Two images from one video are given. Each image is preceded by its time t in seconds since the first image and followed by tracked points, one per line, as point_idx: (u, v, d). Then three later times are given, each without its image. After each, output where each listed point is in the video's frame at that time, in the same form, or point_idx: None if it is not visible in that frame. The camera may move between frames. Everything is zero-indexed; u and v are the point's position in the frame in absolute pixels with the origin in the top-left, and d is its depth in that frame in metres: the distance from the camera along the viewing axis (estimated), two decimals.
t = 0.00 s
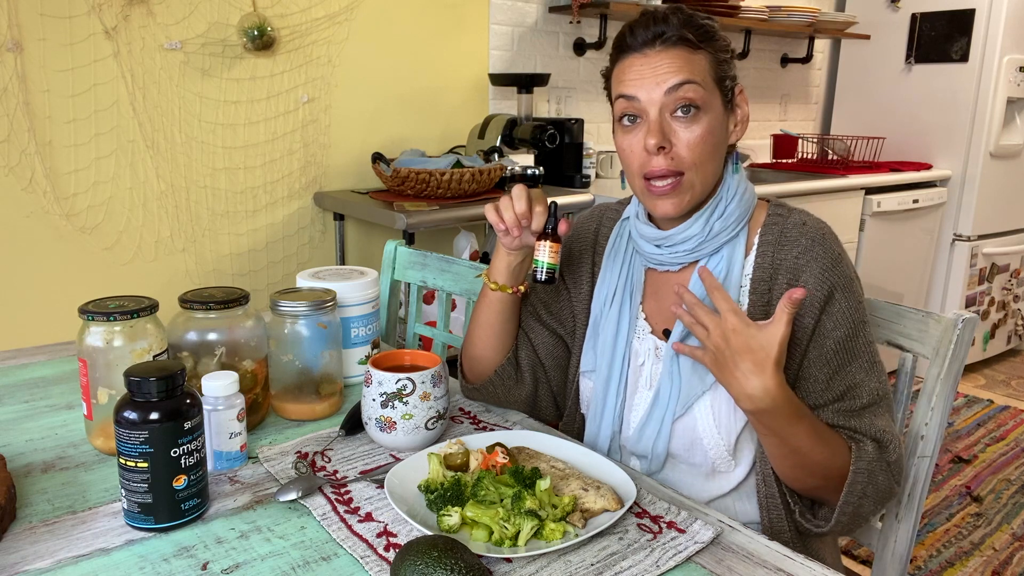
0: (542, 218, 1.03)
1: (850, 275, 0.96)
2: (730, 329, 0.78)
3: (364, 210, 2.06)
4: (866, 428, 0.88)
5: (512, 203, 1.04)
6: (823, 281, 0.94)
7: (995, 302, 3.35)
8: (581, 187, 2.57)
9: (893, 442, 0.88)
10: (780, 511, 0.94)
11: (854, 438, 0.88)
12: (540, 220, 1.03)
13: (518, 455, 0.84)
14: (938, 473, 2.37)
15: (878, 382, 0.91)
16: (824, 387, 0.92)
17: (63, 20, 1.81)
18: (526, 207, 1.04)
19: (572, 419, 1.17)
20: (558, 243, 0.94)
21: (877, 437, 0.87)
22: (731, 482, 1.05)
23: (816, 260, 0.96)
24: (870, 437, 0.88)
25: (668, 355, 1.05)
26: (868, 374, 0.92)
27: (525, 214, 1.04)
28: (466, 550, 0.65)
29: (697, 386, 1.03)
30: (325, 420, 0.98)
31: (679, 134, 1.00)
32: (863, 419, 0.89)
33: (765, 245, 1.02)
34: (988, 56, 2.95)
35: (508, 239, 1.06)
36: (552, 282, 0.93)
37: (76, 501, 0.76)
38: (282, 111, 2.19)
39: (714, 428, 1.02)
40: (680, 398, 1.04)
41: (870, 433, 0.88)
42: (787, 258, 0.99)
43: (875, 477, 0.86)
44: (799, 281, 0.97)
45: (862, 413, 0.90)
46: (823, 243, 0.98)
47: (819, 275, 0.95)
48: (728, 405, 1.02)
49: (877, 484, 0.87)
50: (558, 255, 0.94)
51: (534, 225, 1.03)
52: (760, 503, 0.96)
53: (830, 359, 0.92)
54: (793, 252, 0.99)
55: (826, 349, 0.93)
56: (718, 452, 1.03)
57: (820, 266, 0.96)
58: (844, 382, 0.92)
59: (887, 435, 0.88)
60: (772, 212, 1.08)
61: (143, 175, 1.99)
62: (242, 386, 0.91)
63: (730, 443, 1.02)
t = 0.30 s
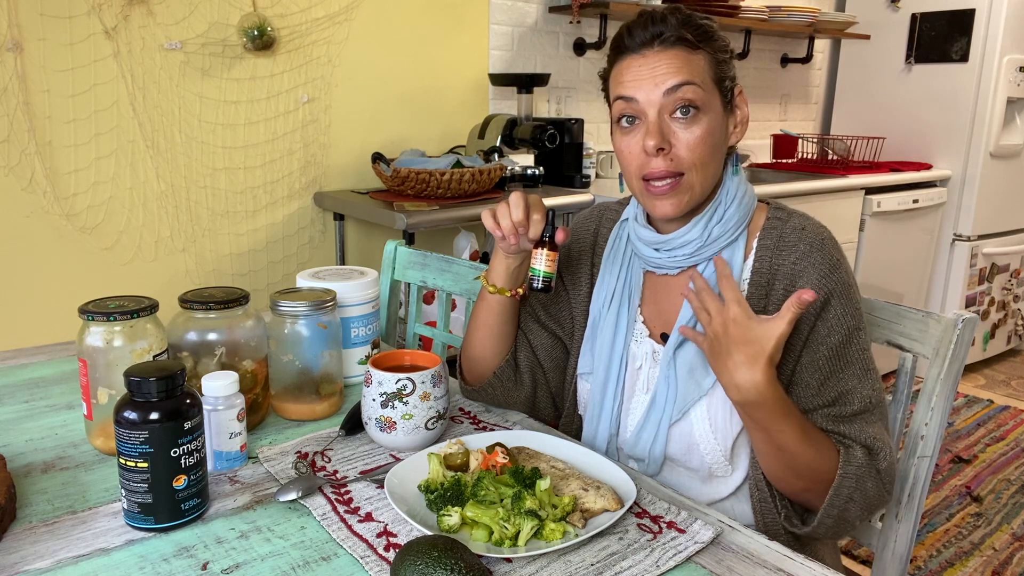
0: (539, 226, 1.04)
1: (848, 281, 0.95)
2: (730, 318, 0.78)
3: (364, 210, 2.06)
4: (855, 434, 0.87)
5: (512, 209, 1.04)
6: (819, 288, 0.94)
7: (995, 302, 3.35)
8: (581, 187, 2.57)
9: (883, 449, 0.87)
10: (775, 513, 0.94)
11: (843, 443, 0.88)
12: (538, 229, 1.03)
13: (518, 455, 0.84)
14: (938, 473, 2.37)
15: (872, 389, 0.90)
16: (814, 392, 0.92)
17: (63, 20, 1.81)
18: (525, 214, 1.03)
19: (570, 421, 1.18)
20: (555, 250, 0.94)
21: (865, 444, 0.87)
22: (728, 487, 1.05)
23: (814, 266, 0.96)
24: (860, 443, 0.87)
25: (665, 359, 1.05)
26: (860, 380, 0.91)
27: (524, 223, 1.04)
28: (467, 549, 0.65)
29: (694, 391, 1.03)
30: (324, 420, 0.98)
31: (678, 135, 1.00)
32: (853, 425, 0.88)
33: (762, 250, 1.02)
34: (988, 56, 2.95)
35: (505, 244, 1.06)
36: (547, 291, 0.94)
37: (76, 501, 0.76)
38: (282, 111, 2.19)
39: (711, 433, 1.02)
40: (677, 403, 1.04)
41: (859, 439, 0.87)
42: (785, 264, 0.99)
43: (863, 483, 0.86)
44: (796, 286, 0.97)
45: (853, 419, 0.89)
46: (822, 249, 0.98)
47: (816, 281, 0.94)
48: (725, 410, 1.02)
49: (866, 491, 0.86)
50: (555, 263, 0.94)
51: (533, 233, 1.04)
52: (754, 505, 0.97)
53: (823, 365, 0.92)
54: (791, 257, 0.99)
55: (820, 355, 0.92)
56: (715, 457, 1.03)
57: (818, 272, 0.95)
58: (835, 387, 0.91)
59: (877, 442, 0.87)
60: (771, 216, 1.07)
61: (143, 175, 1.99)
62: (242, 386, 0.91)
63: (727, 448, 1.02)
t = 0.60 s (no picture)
0: (538, 225, 1.04)
1: (842, 284, 0.95)
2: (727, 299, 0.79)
3: (364, 210, 2.06)
4: (838, 437, 0.87)
5: (511, 208, 1.04)
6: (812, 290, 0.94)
7: (995, 302, 3.35)
8: (581, 187, 2.57)
9: (866, 453, 0.86)
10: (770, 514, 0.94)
11: (827, 445, 0.87)
12: (537, 229, 1.04)
13: (518, 455, 0.84)
14: (938, 473, 2.37)
15: (858, 394, 0.89)
16: (800, 393, 0.92)
17: (63, 20, 1.81)
18: (525, 213, 1.04)
19: (570, 421, 1.18)
20: (554, 251, 0.94)
21: (846, 448, 0.86)
22: (727, 488, 1.05)
23: (810, 268, 0.96)
24: (843, 446, 0.86)
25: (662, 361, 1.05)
26: (846, 382, 0.90)
27: (523, 221, 1.04)
28: (467, 549, 0.65)
29: (690, 392, 1.03)
30: (324, 420, 0.98)
31: (674, 142, 1.00)
32: (835, 427, 0.88)
33: (760, 252, 1.02)
34: (988, 56, 2.95)
35: (505, 244, 1.06)
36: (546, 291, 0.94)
37: (76, 501, 0.76)
38: (282, 111, 2.19)
39: (708, 435, 1.02)
40: (674, 404, 1.04)
41: (842, 442, 0.86)
42: (782, 266, 0.99)
43: (845, 486, 0.85)
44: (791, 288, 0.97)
45: (837, 420, 0.89)
46: (818, 252, 0.98)
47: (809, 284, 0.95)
48: (721, 412, 1.02)
49: (849, 495, 0.85)
50: (554, 263, 0.94)
51: (531, 233, 1.04)
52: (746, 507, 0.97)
53: (810, 366, 0.92)
54: (788, 260, 0.99)
55: (807, 356, 0.92)
56: (711, 459, 1.03)
57: (812, 274, 0.96)
58: (820, 389, 0.91)
59: (860, 445, 0.86)
60: (769, 216, 1.07)
61: (143, 175, 1.99)
62: (242, 386, 0.91)
63: (723, 450, 1.02)
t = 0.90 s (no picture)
0: (537, 225, 1.04)
1: (841, 286, 0.95)
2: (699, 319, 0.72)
3: (364, 210, 2.06)
4: (830, 442, 0.86)
5: (509, 208, 1.04)
6: (810, 293, 0.94)
7: (995, 302, 3.35)
8: (581, 187, 2.56)
9: (858, 460, 0.85)
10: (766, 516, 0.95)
11: (819, 451, 0.87)
12: (536, 229, 1.04)
13: (518, 455, 0.84)
14: (938, 473, 2.37)
15: (852, 398, 0.89)
16: (795, 395, 0.92)
17: (63, 21, 1.81)
18: (524, 213, 1.04)
19: (570, 420, 1.18)
20: (553, 251, 0.94)
21: (838, 454, 0.86)
22: (727, 489, 1.05)
23: (808, 269, 0.96)
24: (835, 452, 0.86)
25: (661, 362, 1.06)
26: (842, 386, 0.90)
27: (521, 221, 1.04)
28: (466, 549, 0.65)
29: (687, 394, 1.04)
30: (324, 420, 0.98)
31: (668, 144, 1.00)
32: (828, 432, 0.87)
33: (758, 253, 1.02)
34: (988, 56, 2.95)
35: (502, 244, 1.06)
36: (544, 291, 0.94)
37: (76, 501, 0.76)
38: (282, 111, 2.19)
39: (704, 437, 1.03)
40: (672, 407, 1.04)
41: (834, 447, 0.86)
42: (779, 268, 0.99)
43: (836, 493, 0.84)
44: (788, 290, 0.97)
45: (831, 425, 0.88)
46: (816, 253, 0.97)
47: (808, 286, 0.95)
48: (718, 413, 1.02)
49: (841, 501, 0.85)
50: (552, 263, 0.94)
51: (529, 233, 1.04)
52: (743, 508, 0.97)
53: (806, 369, 0.92)
54: (786, 261, 0.99)
55: (803, 358, 0.92)
56: (708, 461, 1.03)
57: (809, 276, 0.95)
58: (815, 392, 0.91)
59: (852, 451, 0.86)
60: (769, 218, 1.07)
61: (143, 175, 1.99)
62: (242, 386, 0.91)
63: (720, 451, 1.02)
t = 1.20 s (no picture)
0: (538, 223, 1.04)
1: (843, 286, 0.96)
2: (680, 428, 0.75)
3: (364, 210, 2.06)
4: (862, 447, 0.87)
5: (509, 207, 1.04)
6: (817, 297, 0.94)
7: (995, 302, 3.35)
8: (581, 187, 2.56)
9: (890, 460, 0.87)
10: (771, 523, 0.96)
11: (849, 459, 0.87)
12: (536, 227, 1.04)
13: (518, 455, 0.84)
14: (938, 473, 2.37)
15: (874, 398, 0.90)
16: (819, 403, 0.91)
17: (63, 20, 1.81)
18: (525, 211, 1.04)
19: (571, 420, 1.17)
20: (553, 248, 0.94)
21: (873, 456, 0.86)
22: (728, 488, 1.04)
23: (811, 272, 0.96)
24: (867, 456, 0.86)
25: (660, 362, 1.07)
26: (864, 389, 0.90)
27: (522, 220, 1.04)
28: (466, 549, 0.65)
29: (690, 397, 1.04)
30: (324, 419, 0.98)
31: (671, 156, 1.00)
32: (859, 438, 0.87)
33: (758, 255, 1.01)
34: (988, 56, 2.95)
35: (503, 242, 1.06)
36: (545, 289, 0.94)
37: (76, 501, 0.76)
38: (282, 111, 2.19)
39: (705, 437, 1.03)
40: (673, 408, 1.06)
41: (865, 452, 0.87)
42: (781, 270, 0.99)
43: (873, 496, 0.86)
44: (792, 295, 0.96)
45: (860, 429, 0.88)
46: (817, 256, 0.98)
47: (813, 290, 0.95)
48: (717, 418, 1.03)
49: (875, 501, 0.87)
50: (553, 261, 0.94)
51: (530, 231, 1.04)
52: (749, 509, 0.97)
53: (828, 376, 0.91)
54: (786, 264, 0.99)
55: (823, 365, 0.92)
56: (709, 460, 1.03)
57: (813, 281, 0.95)
58: (839, 399, 0.90)
59: (885, 452, 0.87)
60: (767, 220, 1.07)
61: (143, 175, 1.99)
62: (242, 386, 0.91)
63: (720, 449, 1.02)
